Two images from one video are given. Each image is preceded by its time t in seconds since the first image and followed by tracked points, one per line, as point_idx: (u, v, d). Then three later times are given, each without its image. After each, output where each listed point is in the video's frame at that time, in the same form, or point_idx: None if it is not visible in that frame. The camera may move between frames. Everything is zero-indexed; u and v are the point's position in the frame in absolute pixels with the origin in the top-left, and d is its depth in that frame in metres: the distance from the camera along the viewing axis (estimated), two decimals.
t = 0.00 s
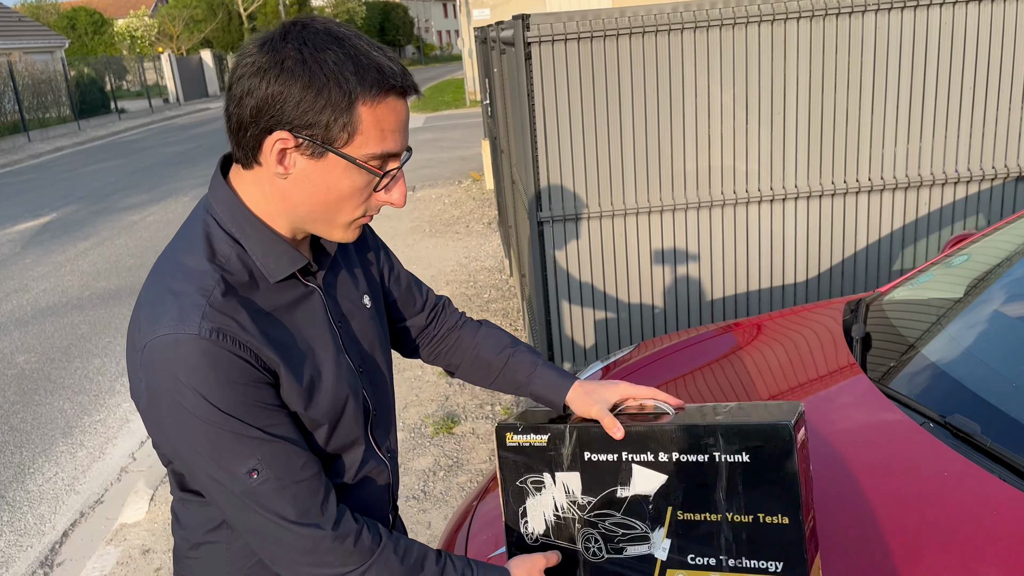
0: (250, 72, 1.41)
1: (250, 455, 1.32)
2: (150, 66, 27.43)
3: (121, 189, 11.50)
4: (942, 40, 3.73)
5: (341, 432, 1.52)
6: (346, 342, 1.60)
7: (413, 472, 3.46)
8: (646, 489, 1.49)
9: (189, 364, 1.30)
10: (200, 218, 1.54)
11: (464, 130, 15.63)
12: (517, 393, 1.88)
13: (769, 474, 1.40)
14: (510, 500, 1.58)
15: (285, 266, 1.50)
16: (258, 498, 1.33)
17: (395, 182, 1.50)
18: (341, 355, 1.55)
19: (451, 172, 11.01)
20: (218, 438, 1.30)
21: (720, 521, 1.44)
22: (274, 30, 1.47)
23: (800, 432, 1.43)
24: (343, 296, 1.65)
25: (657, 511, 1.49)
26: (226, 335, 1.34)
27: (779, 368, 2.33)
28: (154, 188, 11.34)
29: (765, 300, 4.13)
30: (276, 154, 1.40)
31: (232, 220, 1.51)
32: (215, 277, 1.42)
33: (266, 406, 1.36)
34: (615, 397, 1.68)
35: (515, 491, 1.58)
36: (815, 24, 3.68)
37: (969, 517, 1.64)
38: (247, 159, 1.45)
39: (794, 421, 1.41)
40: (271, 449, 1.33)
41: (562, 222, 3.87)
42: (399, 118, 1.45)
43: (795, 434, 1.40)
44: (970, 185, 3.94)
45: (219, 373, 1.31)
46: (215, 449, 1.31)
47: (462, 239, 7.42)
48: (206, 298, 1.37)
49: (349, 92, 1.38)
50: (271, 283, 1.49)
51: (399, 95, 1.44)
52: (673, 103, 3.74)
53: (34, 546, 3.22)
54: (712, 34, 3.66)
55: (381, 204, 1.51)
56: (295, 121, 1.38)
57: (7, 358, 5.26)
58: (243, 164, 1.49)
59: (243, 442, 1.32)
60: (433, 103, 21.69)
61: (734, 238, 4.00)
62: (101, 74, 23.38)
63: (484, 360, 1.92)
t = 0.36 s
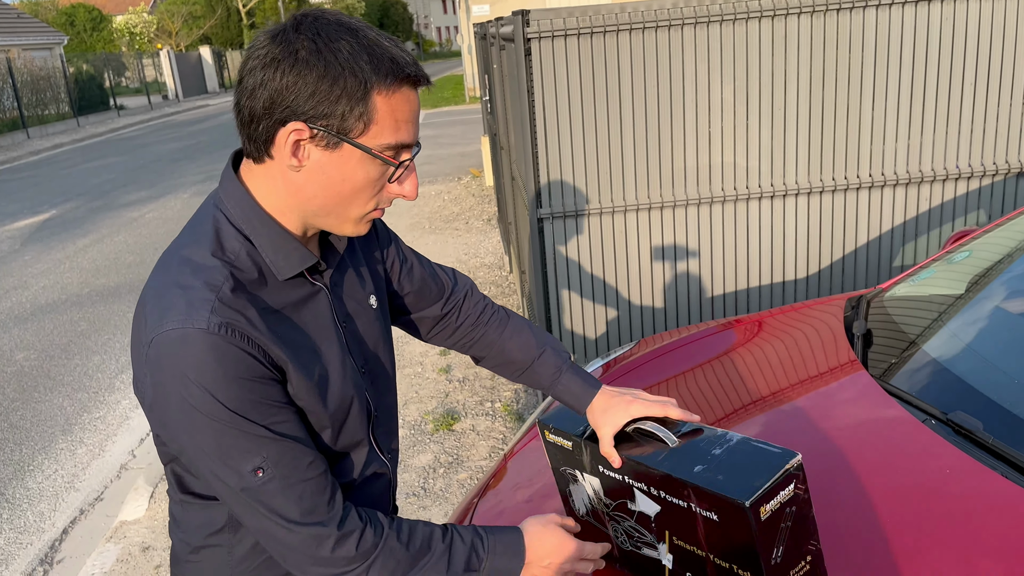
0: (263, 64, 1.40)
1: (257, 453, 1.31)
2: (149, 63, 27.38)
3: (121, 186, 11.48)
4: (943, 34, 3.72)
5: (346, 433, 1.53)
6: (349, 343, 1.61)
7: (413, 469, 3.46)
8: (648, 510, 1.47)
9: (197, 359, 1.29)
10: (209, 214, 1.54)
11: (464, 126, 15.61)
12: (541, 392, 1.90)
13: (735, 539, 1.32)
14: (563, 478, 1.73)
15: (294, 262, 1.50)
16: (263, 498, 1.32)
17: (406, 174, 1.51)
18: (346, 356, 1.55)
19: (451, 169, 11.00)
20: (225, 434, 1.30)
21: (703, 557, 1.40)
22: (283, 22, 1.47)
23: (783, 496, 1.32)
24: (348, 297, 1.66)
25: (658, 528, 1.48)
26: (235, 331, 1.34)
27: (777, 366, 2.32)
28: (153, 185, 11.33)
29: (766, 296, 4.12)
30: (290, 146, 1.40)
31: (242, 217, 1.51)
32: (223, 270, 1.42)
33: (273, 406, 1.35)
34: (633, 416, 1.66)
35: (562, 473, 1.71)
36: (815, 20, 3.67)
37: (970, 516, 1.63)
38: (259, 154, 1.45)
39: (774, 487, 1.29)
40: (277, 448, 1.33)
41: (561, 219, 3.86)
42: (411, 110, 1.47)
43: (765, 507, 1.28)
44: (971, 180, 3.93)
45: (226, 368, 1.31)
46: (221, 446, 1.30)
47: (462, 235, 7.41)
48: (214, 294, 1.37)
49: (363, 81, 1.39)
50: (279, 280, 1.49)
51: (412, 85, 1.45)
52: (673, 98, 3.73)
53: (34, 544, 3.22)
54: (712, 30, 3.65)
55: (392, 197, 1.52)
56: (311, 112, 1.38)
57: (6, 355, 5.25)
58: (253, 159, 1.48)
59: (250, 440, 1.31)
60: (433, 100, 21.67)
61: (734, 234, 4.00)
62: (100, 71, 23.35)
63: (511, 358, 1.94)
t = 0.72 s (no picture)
0: (287, 60, 1.39)
1: (290, 417, 1.31)
2: (148, 61, 27.36)
3: (120, 184, 11.48)
4: (941, 29, 3.72)
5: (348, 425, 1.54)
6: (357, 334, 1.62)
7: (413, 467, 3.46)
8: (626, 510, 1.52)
9: (217, 332, 1.31)
10: (219, 204, 1.55)
11: (462, 123, 15.60)
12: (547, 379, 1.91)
13: (666, 562, 1.34)
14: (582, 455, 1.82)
15: (303, 253, 1.51)
16: (303, 460, 1.31)
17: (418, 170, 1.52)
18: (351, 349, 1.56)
19: (450, 166, 11.00)
20: (251, 403, 1.30)
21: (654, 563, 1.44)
22: (301, 20, 1.46)
23: (712, 529, 1.32)
24: (355, 295, 1.66)
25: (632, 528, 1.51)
26: (250, 308, 1.35)
27: (777, 362, 2.33)
28: (152, 183, 11.32)
29: (764, 293, 4.13)
30: (315, 139, 1.39)
31: (251, 205, 1.52)
32: (234, 256, 1.43)
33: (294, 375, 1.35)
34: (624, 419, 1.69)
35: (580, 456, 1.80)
36: (814, 16, 3.67)
37: (968, 512, 1.64)
38: (277, 147, 1.44)
39: (701, 518, 1.30)
40: (308, 409, 1.32)
41: (561, 216, 3.86)
42: (427, 106, 1.49)
43: (685, 537, 1.29)
44: (969, 177, 3.94)
45: (246, 340, 1.32)
46: (250, 415, 1.31)
47: (461, 232, 7.42)
48: (228, 274, 1.38)
49: (388, 77, 1.40)
50: (290, 270, 1.50)
51: (430, 81, 1.47)
52: (672, 95, 3.72)
53: (34, 541, 3.23)
54: (710, 27, 3.65)
55: (404, 191, 1.53)
56: (334, 107, 1.38)
57: (6, 354, 5.25)
58: (270, 151, 1.47)
59: (279, 407, 1.31)
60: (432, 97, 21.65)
61: (733, 231, 4.00)
62: (99, 69, 23.32)
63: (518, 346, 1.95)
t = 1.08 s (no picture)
0: (288, 53, 1.39)
1: (324, 389, 1.30)
2: (147, 60, 27.36)
3: (120, 183, 11.48)
4: (940, 27, 3.72)
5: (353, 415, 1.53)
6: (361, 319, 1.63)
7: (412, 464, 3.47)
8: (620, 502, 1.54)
9: (242, 315, 1.30)
10: (221, 200, 1.53)
11: (462, 121, 15.60)
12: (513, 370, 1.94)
13: (657, 560, 1.34)
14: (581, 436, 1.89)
15: (309, 241, 1.51)
16: (343, 428, 1.30)
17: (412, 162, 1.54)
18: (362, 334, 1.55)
19: (449, 164, 10.99)
20: (285, 379, 1.29)
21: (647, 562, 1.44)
22: (298, 13, 1.46)
23: (701, 526, 1.32)
24: (357, 290, 1.66)
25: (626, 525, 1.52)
26: (272, 287, 1.35)
27: (776, 358, 2.33)
28: (152, 182, 11.32)
29: (763, 291, 4.13)
30: (318, 131, 1.39)
31: (256, 199, 1.51)
32: (246, 247, 1.43)
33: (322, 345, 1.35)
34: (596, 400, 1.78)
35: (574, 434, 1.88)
36: (813, 14, 3.67)
37: (966, 509, 1.64)
38: (279, 139, 1.44)
39: (690, 515, 1.30)
40: (340, 378, 1.31)
41: (560, 214, 3.87)
42: (422, 99, 1.50)
43: (675, 534, 1.29)
44: (968, 174, 3.94)
45: (272, 318, 1.31)
46: (284, 391, 1.30)
47: (461, 230, 7.42)
48: (245, 259, 1.38)
49: (388, 70, 1.42)
50: (296, 260, 1.50)
51: (425, 76, 1.49)
52: (671, 92, 3.72)
53: (35, 540, 3.23)
54: (709, 24, 3.65)
55: (398, 183, 1.54)
56: (337, 99, 1.38)
57: (6, 352, 5.26)
58: (270, 143, 1.47)
59: (308, 381, 1.30)
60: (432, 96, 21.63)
61: (733, 229, 4.01)
62: (99, 68, 23.33)
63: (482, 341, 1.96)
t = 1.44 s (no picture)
0: (285, 52, 1.41)
1: (332, 380, 1.31)
2: (148, 60, 27.38)
3: (121, 183, 11.49)
4: (940, 26, 3.73)
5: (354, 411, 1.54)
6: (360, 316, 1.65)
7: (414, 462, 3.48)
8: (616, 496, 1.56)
9: (250, 307, 1.31)
10: (220, 196, 1.52)
11: (462, 121, 15.60)
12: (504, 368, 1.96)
13: (654, 556, 1.35)
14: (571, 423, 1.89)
15: (308, 236, 1.51)
16: (351, 420, 1.30)
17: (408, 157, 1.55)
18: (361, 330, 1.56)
19: (450, 164, 11.00)
20: (293, 370, 1.30)
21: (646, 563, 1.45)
22: (292, 14, 1.48)
23: (697, 522, 1.33)
24: (355, 286, 1.68)
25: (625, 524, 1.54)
26: (278, 279, 1.37)
27: (776, 356, 2.34)
28: (153, 182, 11.33)
29: (764, 290, 4.14)
30: (315, 128, 1.41)
31: (255, 195, 1.51)
32: (250, 241, 1.44)
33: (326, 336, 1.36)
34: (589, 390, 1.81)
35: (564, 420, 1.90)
36: (812, 13, 3.68)
37: (963, 505, 1.65)
38: (277, 136, 1.45)
39: (686, 511, 1.31)
40: (348, 369, 1.33)
41: (560, 213, 3.88)
42: (416, 95, 1.53)
43: (670, 530, 1.31)
44: (968, 172, 3.95)
45: (280, 310, 1.33)
46: (293, 383, 1.30)
47: (461, 230, 7.43)
48: (250, 253, 1.39)
49: (382, 66, 1.44)
50: (296, 254, 1.50)
51: (419, 71, 1.51)
52: (671, 91, 3.73)
53: (38, 538, 3.25)
54: (709, 24, 3.66)
55: (395, 178, 1.56)
56: (334, 95, 1.40)
57: (8, 352, 5.28)
58: (267, 141, 1.47)
59: (316, 372, 1.30)
60: (433, 95, 21.64)
61: (733, 228, 4.02)
62: (100, 68, 23.35)
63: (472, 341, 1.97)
